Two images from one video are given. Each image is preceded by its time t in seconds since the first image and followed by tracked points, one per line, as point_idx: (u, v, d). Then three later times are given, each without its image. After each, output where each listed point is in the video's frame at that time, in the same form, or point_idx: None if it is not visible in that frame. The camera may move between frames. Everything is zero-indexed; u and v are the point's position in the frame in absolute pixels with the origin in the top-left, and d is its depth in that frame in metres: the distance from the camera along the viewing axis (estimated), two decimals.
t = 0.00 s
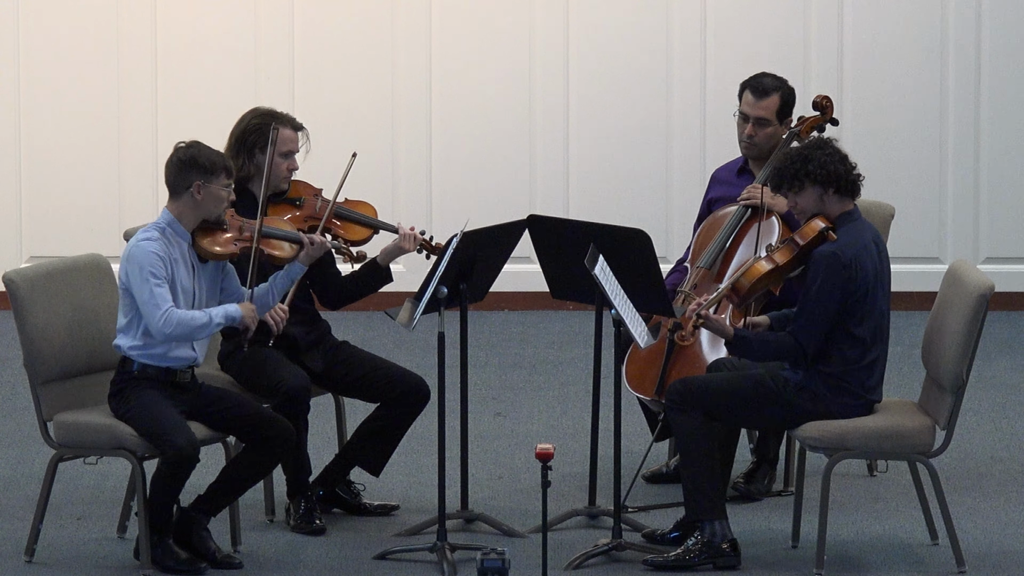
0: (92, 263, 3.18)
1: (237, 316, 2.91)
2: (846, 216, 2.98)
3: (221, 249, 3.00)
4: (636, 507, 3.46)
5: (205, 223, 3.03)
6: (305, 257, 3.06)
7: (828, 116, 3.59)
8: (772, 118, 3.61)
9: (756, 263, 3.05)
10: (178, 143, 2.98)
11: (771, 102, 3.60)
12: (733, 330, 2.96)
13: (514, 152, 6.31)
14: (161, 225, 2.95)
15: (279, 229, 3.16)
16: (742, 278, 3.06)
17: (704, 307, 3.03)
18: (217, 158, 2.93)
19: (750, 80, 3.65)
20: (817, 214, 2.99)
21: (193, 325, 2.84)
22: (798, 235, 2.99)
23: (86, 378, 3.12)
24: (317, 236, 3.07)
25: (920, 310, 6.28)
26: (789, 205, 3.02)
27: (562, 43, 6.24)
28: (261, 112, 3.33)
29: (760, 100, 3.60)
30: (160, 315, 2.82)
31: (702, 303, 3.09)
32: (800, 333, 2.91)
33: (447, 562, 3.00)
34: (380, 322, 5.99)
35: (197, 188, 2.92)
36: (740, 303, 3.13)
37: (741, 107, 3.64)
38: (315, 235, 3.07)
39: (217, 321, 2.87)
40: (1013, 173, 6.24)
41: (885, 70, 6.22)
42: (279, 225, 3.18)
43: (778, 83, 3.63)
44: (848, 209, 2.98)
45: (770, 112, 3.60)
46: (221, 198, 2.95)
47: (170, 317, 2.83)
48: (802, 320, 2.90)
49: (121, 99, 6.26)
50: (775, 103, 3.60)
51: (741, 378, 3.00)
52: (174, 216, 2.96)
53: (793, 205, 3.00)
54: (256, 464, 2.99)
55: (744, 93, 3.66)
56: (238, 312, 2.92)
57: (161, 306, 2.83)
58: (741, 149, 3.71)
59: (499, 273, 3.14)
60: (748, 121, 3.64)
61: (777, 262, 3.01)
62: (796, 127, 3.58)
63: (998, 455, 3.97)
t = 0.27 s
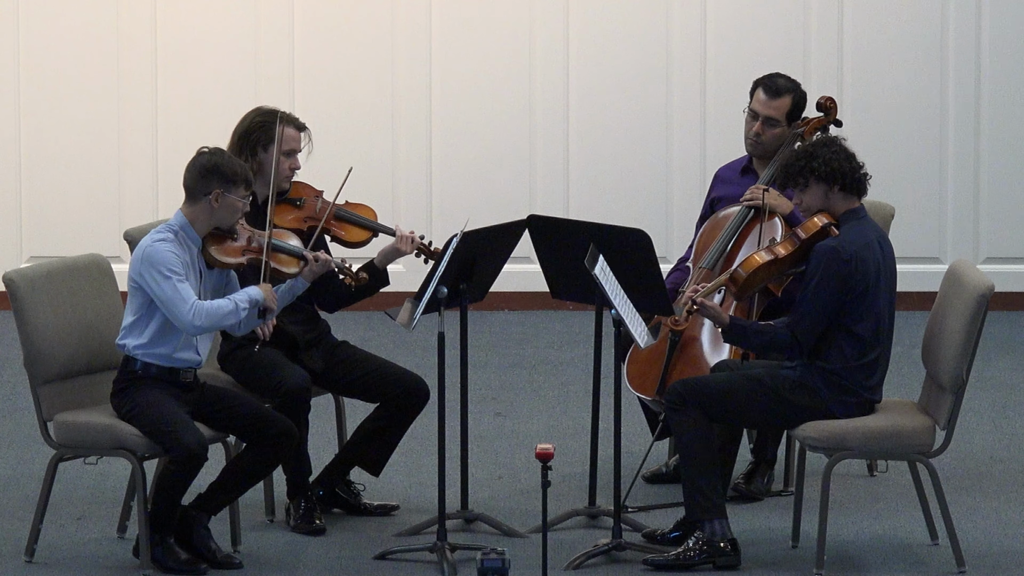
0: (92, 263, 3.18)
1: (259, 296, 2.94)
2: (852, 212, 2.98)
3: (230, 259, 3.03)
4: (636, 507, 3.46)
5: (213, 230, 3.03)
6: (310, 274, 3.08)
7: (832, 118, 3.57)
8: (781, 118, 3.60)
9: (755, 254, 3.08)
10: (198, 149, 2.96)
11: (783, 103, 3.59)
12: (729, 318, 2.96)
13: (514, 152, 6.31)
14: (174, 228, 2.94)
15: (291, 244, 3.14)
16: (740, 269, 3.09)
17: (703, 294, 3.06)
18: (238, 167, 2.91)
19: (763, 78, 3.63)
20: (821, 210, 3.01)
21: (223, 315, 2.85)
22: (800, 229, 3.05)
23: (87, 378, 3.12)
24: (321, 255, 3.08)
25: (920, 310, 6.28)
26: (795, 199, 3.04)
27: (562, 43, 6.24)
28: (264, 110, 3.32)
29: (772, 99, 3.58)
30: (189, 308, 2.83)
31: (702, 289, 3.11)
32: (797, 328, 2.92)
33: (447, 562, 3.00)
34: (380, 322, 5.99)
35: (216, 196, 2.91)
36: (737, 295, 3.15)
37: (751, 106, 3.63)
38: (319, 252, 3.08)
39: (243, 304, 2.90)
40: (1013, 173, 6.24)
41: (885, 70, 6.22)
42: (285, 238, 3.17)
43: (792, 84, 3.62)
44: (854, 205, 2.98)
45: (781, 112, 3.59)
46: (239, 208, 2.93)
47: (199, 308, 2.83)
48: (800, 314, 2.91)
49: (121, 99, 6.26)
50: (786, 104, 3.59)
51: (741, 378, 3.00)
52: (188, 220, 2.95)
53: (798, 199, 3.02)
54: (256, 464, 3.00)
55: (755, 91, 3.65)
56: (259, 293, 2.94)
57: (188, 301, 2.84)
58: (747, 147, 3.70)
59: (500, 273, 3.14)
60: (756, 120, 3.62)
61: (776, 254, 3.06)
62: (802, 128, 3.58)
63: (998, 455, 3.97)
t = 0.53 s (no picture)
0: (92, 263, 3.18)
1: (250, 328, 2.91)
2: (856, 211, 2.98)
3: (233, 263, 3.02)
4: (636, 507, 3.46)
5: (218, 231, 3.02)
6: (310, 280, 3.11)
7: (834, 119, 3.57)
8: (785, 121, 3.59)
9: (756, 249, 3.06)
10: (202, 151, 2.96)
11: (787, 105, 3.57)
12: (730, 312, 2.97)
13: (514, 152, 6.31)
14: (176, 230, 2.94)
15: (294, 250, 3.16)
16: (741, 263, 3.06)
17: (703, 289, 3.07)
18: (241, 169, 2.92)
19: (768, 79, 3.62)
20: (824, 207, 3.01)
21: (205, 332, 2.83)
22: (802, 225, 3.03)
23: (87, 378, 3.12)
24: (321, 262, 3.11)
25: (920, 310, 6.28)
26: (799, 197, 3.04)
27: (562, 42, 6.24)
28: (271, 109, 3.33)
29: (777, 101, 3.57)
30: (173, 319, 2.82)
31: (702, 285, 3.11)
32: (797, 324, 2.92)
33: (448, 562, 3.00)
34: (380, 322, 5.99)
35: (220, 198, 2.91)
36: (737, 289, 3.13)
37: (755, 106, 3.61)
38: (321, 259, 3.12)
39: (229, 331, 2.87)
40: (1013, 173, 6.24)
41: (885, 69, 6.22)
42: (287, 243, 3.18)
43: (797, 86, 3.60)
44: (859, 204, 2.98)
45: (784, 114, 3.57)
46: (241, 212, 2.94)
47: (184, 322, 2.82)
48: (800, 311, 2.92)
49: (121, 98, 6.26)
50: (790, 107, 3.57)
51: (741, 378, 3.00)
52: (191, 222, 2.95)
53: (802, 195, 3.01)
54: (256, 464, 2.99)
55: (759, 91, 3.63)
56: (251, 325, 2.92)
57: (174, 312, 2.83)
58: (749, 147, 3.69)
59: (500, 273, 3.14)
60: (760, 121, 3.61)
61: (777, 250, 3.04)
62: (804, 128, 3.57)
63: (998, 455, 3.97)
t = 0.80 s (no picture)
0: (92, 263, 3.18)
1: (258, 301, 2.95)
2: (857, 210, 2.98)
3: (231, 259, 3.02)
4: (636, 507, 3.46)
5: (215, 229, 3.03)
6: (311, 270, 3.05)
7: (834, 119, 3.57)
8: (786, 121, 3.59)
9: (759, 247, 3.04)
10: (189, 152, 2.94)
11: (788, 106, 3.57)
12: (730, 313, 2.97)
13: (514, 152, 6.31)
14: (173, 230, 2.94)
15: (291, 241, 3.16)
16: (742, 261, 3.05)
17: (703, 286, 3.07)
18: (232, 165, 2.91)
19: (768, 80, 3.62)
20: (826, 207, 3.01)
21: (219, 319, 2.84)
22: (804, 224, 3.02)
23: (87, 378, 3.12)
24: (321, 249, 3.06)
25: (920, 310, 6.28)
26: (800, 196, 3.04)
27: (563, 42, 6.24)
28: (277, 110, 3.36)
29: (777, 102, 3.57)
30: (186, 312, 2.82)
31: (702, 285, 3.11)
32: (797, 323, 2.93)
33: (448, 562, 3.00)
34: (380, 322, 5.99)
35: (214, 196, 2.91)
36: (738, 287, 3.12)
37: (756, 106, 3.61)
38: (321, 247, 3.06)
39: (241, 309, 2.90)
40: (1014, 173, 6.24)
41: (885, 70, 6.22)
42: (286, 236, 3.17)
43: (798, 87, 3.60)
44: (860, 204, 2.98)
45: (785, 115, 3.57)
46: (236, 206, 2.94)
47: (197, 312, 2.83)
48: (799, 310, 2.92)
49: (121, 98, 6.26)
50: (791, 107, 3.57)
51: (742, 378, 3.00)
52: (187, 222, 2.95)
53: (804, 194, 3.01)
54: (256, 464, 2.99)
55: (761, 92, 3.63)
56: (258, 297, 2.96)
57: (185, 305, 2.83)
58: (749, 148, 3.69)
59: (500, 273, 3.14)
60: (760, 121, 3.61)
61: (779, 249, 3.02)
62: (804, 129, 3.57)
63: (997, 455, 3.97)
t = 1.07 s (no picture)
0: (92, 263, 3.18)
1: (259, 282, 2.96)
2: (855, 211, 2.98)
3: (223, 249, 3.02)
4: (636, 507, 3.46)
5: (206, 222, 3.04)
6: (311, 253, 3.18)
7: (834, 118, 3.57)
8: (785, 121, 3.59)
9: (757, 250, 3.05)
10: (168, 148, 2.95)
11: (786, 105, 3.57)
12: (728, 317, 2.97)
13: (515, 152, 6.31)
14: (164, 227, 2.93)
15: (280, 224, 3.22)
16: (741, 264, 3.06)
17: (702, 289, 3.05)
18: (213, 156, 2.91)
19: (767, 80, 3.63)
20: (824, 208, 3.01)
21: (228, 307, 2.86)
22: (803, 226, 3.02)
23: (86, 378, 3.12)
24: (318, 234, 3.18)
25: (920, 310, 6.28)
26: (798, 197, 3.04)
27: (562, 43, 6.24)
28: (283, 109, 3.35)
29: (776, 102, 3.57)
30: (193, 306, 2.83)
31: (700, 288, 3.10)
32: (797, 326, 2.92)
33: (447, 562, 3.00)
34: (380, 322, 5.99)
35: (200, 189, 2.91)
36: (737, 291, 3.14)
37: (754, 106, 3.62)
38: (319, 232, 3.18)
39: (246, 294, 2.91)
40: (1013, 173, 6.24)
41: (885, 70, 6.22)
42: (280, 221, 3.24)
43: (796, 86, 3.60)
44: (858, 205, 2.98)
45: (784, 114, 3.57)
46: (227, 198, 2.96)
47: (204, 304, 2.83)
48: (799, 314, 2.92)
49: (121, 99, 6.26)
50: (790, 107, 3.57)
51: (742, 379, 3.00)
52: (178, 219, 2.94)
53: (802, 195, 3.02)
54: (255, 464, 2.99)
55: (759, 91, 3.64)
56: (259, 279, 2.96)
57: (191, 299, 2.83)
58: (748, 148, 3.69)
59: (499, 273, 3.14)
60: (760, 121, 3.61)
61: (778, 251, 3.03)
62: (804, 128, 3.56)
63: (997, 455, 3.97)
